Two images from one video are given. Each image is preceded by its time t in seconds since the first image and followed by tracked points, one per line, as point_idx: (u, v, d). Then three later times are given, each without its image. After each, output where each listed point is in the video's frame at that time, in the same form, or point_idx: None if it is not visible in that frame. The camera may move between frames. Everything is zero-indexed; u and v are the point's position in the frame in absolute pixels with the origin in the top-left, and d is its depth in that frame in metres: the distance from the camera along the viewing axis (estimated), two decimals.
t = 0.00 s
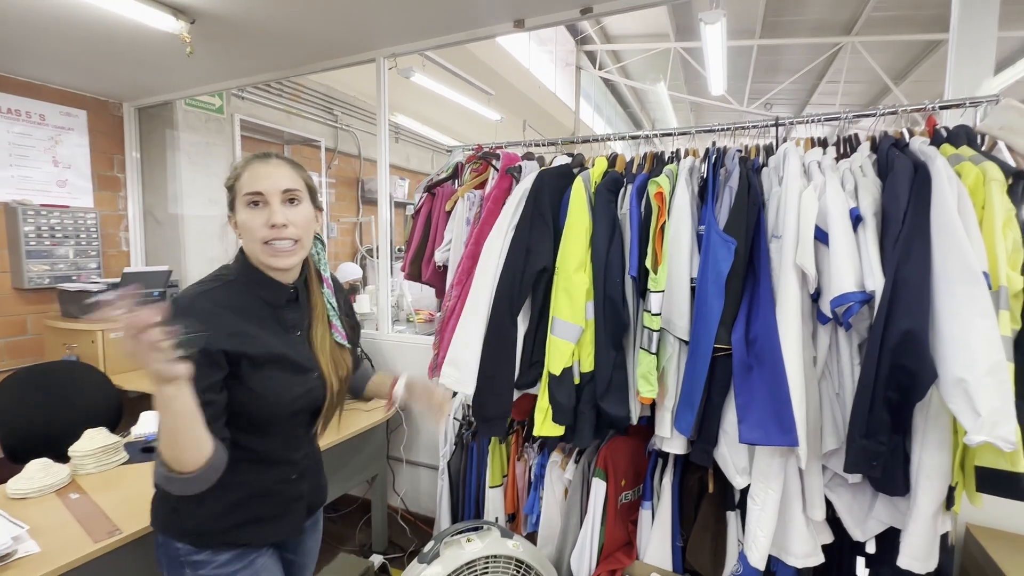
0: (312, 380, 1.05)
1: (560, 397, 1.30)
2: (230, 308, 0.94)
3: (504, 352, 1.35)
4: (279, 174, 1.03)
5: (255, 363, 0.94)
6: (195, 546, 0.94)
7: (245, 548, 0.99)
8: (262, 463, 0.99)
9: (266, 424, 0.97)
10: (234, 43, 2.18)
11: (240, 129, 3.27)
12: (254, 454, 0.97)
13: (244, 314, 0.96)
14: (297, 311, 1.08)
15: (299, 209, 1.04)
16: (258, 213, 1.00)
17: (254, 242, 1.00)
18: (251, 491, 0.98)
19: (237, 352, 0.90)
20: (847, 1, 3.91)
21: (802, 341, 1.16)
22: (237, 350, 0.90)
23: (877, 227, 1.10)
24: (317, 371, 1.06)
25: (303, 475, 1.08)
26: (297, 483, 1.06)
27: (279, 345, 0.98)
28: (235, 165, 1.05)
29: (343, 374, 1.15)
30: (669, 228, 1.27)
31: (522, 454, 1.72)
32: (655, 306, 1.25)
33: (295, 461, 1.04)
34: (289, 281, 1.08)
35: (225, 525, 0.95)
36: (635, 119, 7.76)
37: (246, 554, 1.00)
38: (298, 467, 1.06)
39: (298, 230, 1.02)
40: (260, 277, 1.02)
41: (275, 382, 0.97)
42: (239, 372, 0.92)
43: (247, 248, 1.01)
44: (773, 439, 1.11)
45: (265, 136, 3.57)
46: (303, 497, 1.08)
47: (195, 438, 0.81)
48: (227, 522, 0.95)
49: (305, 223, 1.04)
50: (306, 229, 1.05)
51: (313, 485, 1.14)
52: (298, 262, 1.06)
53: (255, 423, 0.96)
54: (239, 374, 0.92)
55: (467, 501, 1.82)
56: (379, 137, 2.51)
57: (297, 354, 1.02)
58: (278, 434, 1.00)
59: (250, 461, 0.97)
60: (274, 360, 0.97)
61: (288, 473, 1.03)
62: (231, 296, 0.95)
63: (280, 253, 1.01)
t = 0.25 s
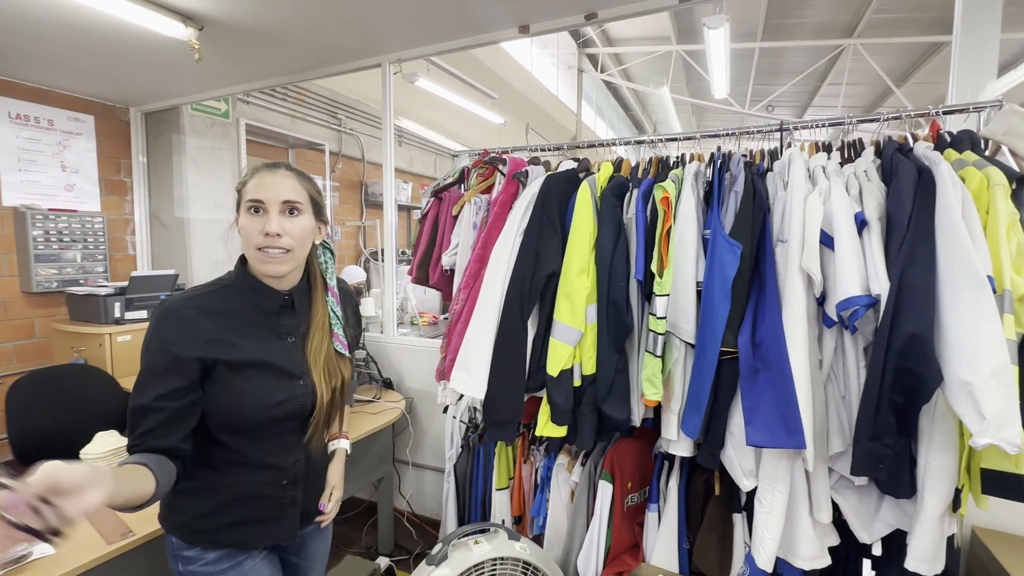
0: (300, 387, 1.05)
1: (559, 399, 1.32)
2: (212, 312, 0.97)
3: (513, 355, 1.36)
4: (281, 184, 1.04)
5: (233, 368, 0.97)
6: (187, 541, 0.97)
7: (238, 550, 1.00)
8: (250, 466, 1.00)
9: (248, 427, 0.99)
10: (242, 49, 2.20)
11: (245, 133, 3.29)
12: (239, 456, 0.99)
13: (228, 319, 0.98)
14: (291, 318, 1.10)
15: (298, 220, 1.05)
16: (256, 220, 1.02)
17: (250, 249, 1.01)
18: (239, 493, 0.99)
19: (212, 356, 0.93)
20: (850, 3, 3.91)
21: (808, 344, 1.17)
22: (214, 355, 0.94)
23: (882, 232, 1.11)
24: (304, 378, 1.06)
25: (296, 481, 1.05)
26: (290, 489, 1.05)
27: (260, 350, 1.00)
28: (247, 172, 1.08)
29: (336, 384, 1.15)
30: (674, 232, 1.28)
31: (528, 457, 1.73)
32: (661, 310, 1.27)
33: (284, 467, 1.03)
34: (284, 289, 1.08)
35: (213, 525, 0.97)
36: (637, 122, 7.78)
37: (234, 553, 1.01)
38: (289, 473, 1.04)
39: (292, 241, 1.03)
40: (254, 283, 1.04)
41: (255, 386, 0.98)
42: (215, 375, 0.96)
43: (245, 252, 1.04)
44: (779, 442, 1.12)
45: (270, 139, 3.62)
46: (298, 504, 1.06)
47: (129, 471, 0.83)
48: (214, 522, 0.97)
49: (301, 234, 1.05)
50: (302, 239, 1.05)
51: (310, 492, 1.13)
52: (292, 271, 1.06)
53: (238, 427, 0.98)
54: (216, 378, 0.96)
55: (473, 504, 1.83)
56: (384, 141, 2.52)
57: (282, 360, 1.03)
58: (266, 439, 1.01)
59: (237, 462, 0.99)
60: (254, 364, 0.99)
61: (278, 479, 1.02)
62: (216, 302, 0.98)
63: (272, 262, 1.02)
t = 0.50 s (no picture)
0: (295, 384, 1.04)
1: (564, 399, 1.33)
2: (209, 312, 0.97)
3: (517, 356, 1.37)
4: (269, 183, 1.02)
5: (230, 367, 0.97)
6: (190, 536, 0.99)
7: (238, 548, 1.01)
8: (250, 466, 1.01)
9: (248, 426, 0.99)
10: (246, 52, 2.22)
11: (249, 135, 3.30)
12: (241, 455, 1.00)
13: (224, 319, 0.98)
14: (286, 316, 1.08)
15: (287, 218, 1.03)
16: (245, 221, 1.00)
17: (241, 251, 1.00)
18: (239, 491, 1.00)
19: (210, 355, 0.93)
20: (851, 4, 3.92)
21: (812, 344, 1.18)
22: (211, 354, 0.94)
23: (886, 233, 1.12)
24: (300, 375, 1.05)
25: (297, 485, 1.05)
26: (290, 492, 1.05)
27: (257, 349, 0.99)
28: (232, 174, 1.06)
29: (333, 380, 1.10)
30: (678, 234, 1.29)
31: (533, 457, 1.74)
32: (666, 311, 1.28)
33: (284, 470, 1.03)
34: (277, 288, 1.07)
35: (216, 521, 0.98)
36: (639, 123, 7.79)
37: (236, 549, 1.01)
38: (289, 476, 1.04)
39: (283, 240, 1.01)
40: (247, 283, 1.03)
41: (252, 386, 0.99)
42: (213, 375, 0.96)
43: (237, 256, 1.02)
44: (783, 441, 1.13)
45: (274, 140, 3.64)
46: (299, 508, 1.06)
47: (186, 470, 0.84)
48: (214, 521, 0.98)
49: (291, 232, 1.03)
50: (292, 237, 1.04)
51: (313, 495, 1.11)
52: (285, 271, 1.05)
53: (238, 425, 0.99)
54: (214, 376, 0.96)
55: (478, 503, 1.85)
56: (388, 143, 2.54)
57: (279, 359, 1.02)
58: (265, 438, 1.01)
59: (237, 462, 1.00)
60: (251, 362, 0.99)
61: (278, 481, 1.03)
62: (212, 302, 0.98)
63: (265, 262, 1.00)
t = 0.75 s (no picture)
0: (293, 383, 1.04)
1: (565, 400, 1.33)
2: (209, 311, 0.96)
3: (519, 357, 1.38)
4: (257, 181, 1.04)
5: (232, 366, 0.96)
6: (192, 536, 0.99)
7: (239, 549, 1.01)
8: (252, 466, 1.01)
9: (252, 426, 0.99)
10: (247, 55, 2.22)
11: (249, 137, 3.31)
12: (245, 455, 1.00)
13: (223, 319, 0.98)
14: (283, 314, 1.09)
15: (276, 214, 1.05)
16: (234, 218, 1.01)
17: (232, 247, 1.01)
18: (240, 491, 1.00)
19: (213, 352, 0.93)
20: (848, 7, 3.93)
21: (811, 345, 1.19)
22: (214, 352, 0.93)
23: (884, 235, 1.13)
24: (298, 374, 1.05)
25: (298, 489, 1.05)
26: (289, 496, 1.04)
27: (256, 348, 0.99)
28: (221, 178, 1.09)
29: (332, 379, 1.12)
30: (679, 236, 1.30)
31: (533, 458, 1.74)
32: (666, 312, 1.29)
33: (284, 472, 1.03)
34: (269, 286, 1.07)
35: (218, 522, 0.98)
36: (637, 125, 7.81)
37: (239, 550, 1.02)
38: (289, 480, 1.04)
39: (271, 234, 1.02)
40: (245, 284, 1.03)
41: (254, 385, 0.98)
42: (217, 373, 0.95)
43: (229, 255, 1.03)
44: (783, 441, 1.13)
45: (273, 142, 3.65)
46: (298, 512, 1.06)
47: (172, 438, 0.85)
48: (215, 520, 0.98)
49: (280, 226, 1.04)
50: (281, 232, 1.05)
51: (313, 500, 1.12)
52: (276, 267, 1.06)
53: (242, 424, 0.99)
54: (218, 375, 0.95)
55: (479, 504, 1.85)
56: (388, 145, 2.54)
57: (277, 358, 1.02)
58: (267, 436, 1.01)
59: (239, 461, 1.00)
60: (252, 361, 0.98)
61: (278, 483, 1.03)
62: (211, 302, 0.98)
63: (255, 257, 1.01)
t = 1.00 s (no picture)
0: (286, 386, 1.03)
1: (563, 402, 1.34)
2: (200, 316, 0.97)
3: (516, 359, 1.38)
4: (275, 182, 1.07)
5: (224, 370, 0.97)
6: (190, 541, 0.99)
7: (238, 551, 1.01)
8: (248, 469, 1.01)
9: (246, 430, 0.99)
10: (244, 56, 2.22)
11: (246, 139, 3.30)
12: (240, 459, 1.00)
13: (216, 323, 0.98)
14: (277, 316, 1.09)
15: (285, 214, 1.06)
16: (243, 208, 1.02)
17: (234, 235, 1.01)
18: (238, 495, 1.00)
19: (201, 359, 0.93)
20: (843, 10, 3.96)
21: (807, 347, 1.20)
22: (203, 358, 0.94)
23: (879, 238, 1.14)
24: (292, 377, 1.05)
25: (295, 491, 1.05)
26: (287, 498, 1.04)
27: (248, 352, 0.99)
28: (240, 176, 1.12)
29: (331, 397, 1.13)
30: (676, 238, 1.31)
31: (531, 460, 1.75)
32: (664, 314, 1.29)
33: (280, 474, 1.03)
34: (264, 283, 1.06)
35: (215, 525, 0.98)
36: (634, 126, 7.83)
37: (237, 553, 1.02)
38: (286, 482, 1.04)
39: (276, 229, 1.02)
40: (240, 287, 1.03)
41: (247, 389, 0.98)
42: (207, 379, 0.96)
43: (228, 242, 1.02)
44: (780, 442, 1.14)
45: (270, 144, 3.64)
46: (297, 513, 1.06)
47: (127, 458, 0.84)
48: (212, 524, 0.98)
49: (286, 224, 1.05)
50: (285, 230, 1.05)
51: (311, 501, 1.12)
52: (272, 262, 1.04)
53: (236, 428, 0.99)
54: (209, 380, 0.96)
55: (477, 506, 1.85)
56: (386, 147, 2.54)
57: (270, 361, 1.02)
58: (261, 440, 1.01)
59: (235, 465, 1.00)
60: (244, 364, 0.98)
61: (275, 485, 1.03)
62: (203, 306, 0.98)
63: (253, 247, 1.00)
